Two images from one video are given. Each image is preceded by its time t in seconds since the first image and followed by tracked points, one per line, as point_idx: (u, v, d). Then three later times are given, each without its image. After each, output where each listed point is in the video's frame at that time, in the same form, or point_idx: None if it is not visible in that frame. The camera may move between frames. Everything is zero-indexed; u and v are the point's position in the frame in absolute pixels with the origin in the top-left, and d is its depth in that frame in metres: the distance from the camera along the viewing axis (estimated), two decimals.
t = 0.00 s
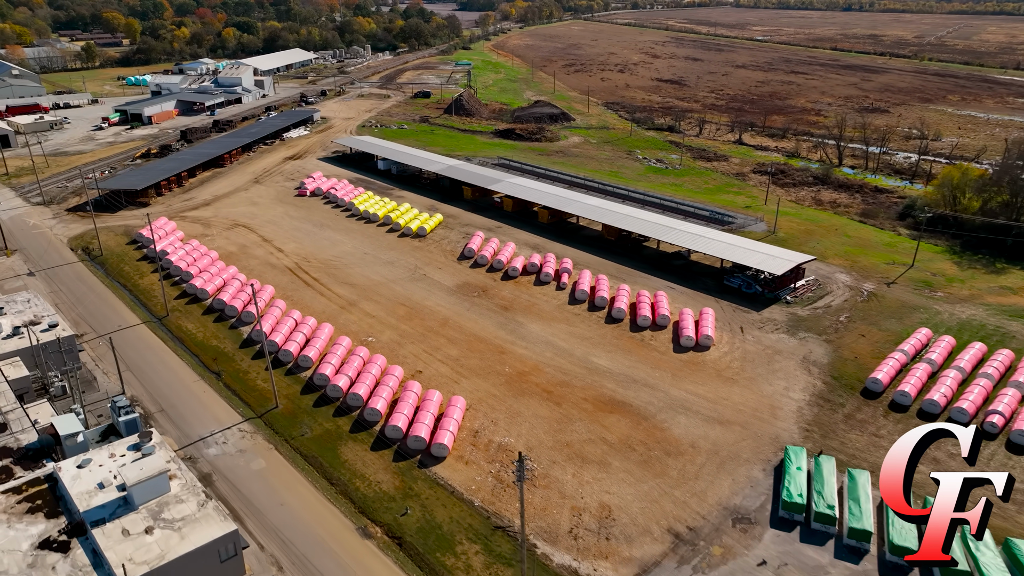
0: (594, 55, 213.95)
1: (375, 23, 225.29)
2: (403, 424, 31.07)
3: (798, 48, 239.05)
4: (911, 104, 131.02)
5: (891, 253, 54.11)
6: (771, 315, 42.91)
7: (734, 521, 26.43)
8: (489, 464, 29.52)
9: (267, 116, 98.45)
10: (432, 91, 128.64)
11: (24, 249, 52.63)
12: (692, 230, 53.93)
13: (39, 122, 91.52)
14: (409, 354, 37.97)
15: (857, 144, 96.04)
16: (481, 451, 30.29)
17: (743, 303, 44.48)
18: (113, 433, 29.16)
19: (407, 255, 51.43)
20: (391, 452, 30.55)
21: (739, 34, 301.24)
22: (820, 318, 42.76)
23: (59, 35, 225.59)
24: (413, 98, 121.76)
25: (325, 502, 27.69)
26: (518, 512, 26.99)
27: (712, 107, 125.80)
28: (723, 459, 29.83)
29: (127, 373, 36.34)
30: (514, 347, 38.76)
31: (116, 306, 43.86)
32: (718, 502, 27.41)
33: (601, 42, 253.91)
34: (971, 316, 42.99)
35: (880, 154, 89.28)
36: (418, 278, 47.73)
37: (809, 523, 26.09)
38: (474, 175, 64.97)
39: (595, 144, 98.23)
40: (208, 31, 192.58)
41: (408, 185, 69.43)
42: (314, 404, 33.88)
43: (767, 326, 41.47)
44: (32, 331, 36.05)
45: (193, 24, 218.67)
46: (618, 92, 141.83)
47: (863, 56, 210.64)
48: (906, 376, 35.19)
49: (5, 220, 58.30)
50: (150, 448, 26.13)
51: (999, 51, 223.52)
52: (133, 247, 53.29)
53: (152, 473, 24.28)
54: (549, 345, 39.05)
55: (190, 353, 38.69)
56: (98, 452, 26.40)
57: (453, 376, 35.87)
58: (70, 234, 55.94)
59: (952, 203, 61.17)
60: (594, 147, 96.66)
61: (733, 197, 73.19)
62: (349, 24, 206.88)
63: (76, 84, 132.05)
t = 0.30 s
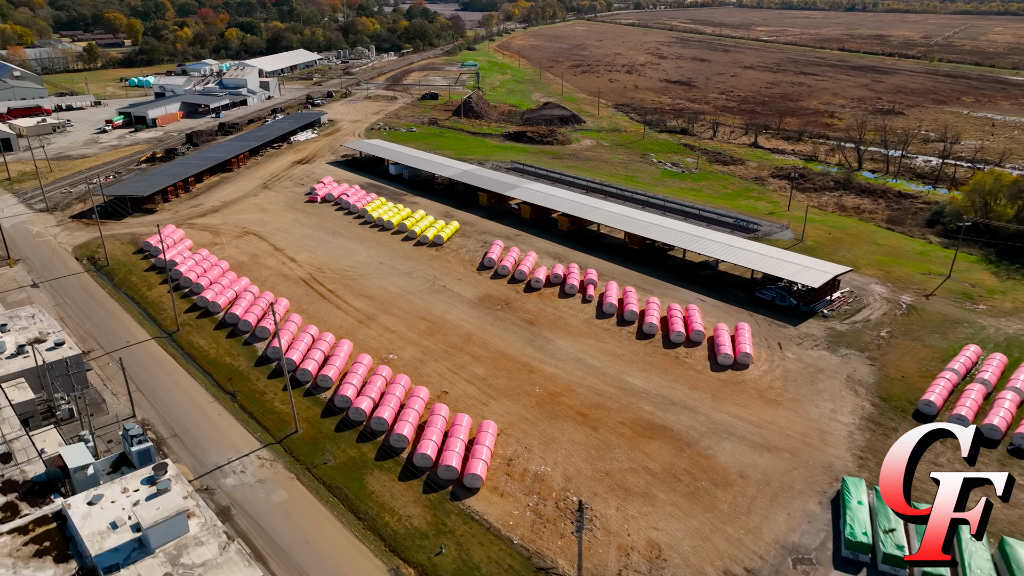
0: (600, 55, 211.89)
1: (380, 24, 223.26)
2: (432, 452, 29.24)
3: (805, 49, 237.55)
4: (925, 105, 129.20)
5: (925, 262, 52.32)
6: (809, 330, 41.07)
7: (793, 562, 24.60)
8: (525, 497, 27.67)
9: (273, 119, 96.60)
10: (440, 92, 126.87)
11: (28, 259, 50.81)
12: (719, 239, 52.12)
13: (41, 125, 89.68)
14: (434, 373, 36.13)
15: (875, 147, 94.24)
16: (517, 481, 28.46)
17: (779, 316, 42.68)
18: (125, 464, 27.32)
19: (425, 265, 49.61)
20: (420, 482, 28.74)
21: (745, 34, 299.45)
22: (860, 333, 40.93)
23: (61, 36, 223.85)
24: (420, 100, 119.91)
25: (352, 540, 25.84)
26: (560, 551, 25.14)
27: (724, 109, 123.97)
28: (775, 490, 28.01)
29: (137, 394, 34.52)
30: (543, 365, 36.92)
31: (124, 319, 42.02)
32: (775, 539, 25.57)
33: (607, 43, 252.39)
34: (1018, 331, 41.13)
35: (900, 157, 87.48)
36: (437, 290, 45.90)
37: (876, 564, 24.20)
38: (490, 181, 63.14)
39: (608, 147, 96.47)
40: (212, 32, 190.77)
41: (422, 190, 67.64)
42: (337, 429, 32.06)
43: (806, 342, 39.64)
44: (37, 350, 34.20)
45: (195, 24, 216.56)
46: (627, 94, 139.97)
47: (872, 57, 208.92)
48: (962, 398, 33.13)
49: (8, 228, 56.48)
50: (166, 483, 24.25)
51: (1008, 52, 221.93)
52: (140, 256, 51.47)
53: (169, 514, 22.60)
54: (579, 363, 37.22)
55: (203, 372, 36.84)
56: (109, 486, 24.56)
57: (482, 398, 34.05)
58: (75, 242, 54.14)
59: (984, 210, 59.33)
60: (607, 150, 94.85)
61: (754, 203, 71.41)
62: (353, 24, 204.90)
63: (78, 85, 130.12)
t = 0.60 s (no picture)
0: (606, 56, 209.72)
1: (384, 24, 221.29)
2: (466, 484, 27.36)
3: (813, 50, 235.64)
4: (940, 107, 127.33)
5: (962, 273, 50.49)
6: (851, 347, 39.23)
7: None
8: (568, 534, 25.83)
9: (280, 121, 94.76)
10: (448, 94, 125.05)
11: (32, 269, 48.95)
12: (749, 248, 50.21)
13: (43, 128, 87.80)
14: (462, 395, 34.28)
15: (895, 151, 92.41)
16: (557, 516, 26.63)
17: (816, 331, 40.83)
18: (139, 499, 25.48)
19: (444, 277, 47.78)
20: (453, 516, 26.89)
21: (751, 35, 297.59)
22: (905, 350, 39.07)
23: (62, 36, 221.91)
24: (428, 102, 118.03)
25: None
26: None
27: (736, 112, 122.11)
28: (835, 526, 26.19)
29: (148, 417, 32.64)
30: (576, 386, 35.08)
31: (133, 335, 40.18)
32: None
33: (612, 44, 250.49)
34: None
35: (921, 162, 85.65)
36: (458, 303, 44.04)
37: None
38: (507, 187, 61.30)
39: (622, 151, 94.66)
40: (214, 32, 188.84)
41: (436, 196, 65.80)
42: (361, 457, 30.21)
43: (849, 359, 37.79)
44: (43, 371, 32.32)
45: (198, 24, 214.51)
46: (637, 95, 138.11)
47: (881, 58, 207.03)
48: None
49: (11, 237, 54.63)
50: (184, 524, 22.45)
51: (1018, 53, 219.97)
52: (148, 266, 49.67)
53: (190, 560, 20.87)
54: (613, 383, 35.34)
55: (217, 393, 34.99)
56: (123, 526, 22.76)
57: (514, 422, 32.19)
58: (80, 252, 52.30)
59: (1018, 218, 57.47)
60: (621, 154, 93.02)
61: (776, 209, 69.56)
62: (357, 24, 202.92)
63: (80, 87, 128.27)
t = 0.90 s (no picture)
0: (612, 57, 207.83)
1: (388, 25, 219.42)
2: (505, 520, 25.53)
3: (820, 50, 233.74)
4: (955, 109, 125.38)
5: (1001, 285, 48.60)
6: (897, 365, 37.36)
7: None
8: None
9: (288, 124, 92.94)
10: (456, 96, 123.17)
11: (37, 280, 47.15)
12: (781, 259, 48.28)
13: (47, 132, 86.05)
14: (493, 419, 32.40)
15: (915, 154, 90.50)
16: (605, 556, 24.83)
17: (858, 348, 38.99)
18: (156, 539, 23.71)
19: (465, 289, 45.94)
20: (492, 556, 25.10)
21: (757, 36, 295.88)
22: (954, 368, 37.21)
23: (64, 37, 219.97)
24: (437, 104, 116.17)
25: None
26: None
27: (749, 114, 120.22)
28: (903, 568, 24.39)
29: (162, 442, 30.79)
30: (612, 408, 33.26)
31: (143, 352, 38.31)
32: None
33: (617, 45, 248.55)
34: None
35: (943, 166, 83.79)
36: (482, 318, 42.20)
37: None
38: (525, 194, 59.42)
39: (636, 154, 92.82)
40: (217, 33, 186.98)
41: (451, 203, 63.97)
42: (390, 488, 28.36)
43: (897, 379, 35.94)
44: (51, 395, 30.49)
45: (201, 25, 212.56)
46: (647, 97, 136.26)
47: (890, 59, 205.08)
48: None
49: (14, 245, 52.83)
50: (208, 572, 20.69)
51: None
52: (157, 277, 47.92)
53: None
54: (651, 406, 33.51)
55: (234, 416, 33.11)
56: (141, 574, 21.00)
57: (550, 450, 30.35)
58: (86, 261, 50.50)
59: None
60: (635, 158, 91.19)
61: (799, 215, 67.65)
62: (361, 25, 200.92)
63: (83, 88, 126.37)
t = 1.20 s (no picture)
0: (618, 57, 206.04)
1: (393, 25, 217.64)
2: (551, 562, 23.70)
3: (828, 51, 231.85)
4: (971, 111, 123.43)
5: None
6: (949, 385, 35.55)
7: None
8: None
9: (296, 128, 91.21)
10: (465, 98, 121.46)
11: (42, 293, 45.40)
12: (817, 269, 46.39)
13: (50, 135, 84.34)
14: (529, 446, 30.63)
15: (936, 157, 88.64)
16: None
17: (905, 366, 37.18)
18: None
19: (489, 302, 44.18)
20: None
21: (763, 36, 294.17)
22: (1008, 388, 35.38)
23: (66, 38, 218.39)
24: (445, 106, 114.40)
25: None
26: None
27: (762, 116, 118.40)
28: None
29: (179, 471, 28.97)
30: (654, 433, 31.49)
31: (156, 370, 36.48)
32: None
33: (623, 46, 246.89)
34: None
35: (966, 170, 81.93)
36: (508, 333, 40.41)
37: None
38: (545, 201, 57.63)
39: (651, 158, 91.08)
40: (221, 33, 185.34)
41: (467, 210, 62.18)
42: (424, 522, 26.57)
43: (951, 400, 34.13)
44: (62, 421, 28.70)
45: (204, 25, 210.88)
46: (657, 99, 134.52)
47: (899, 59, 203.32)
48: None
49: (18, 255, 51.06)
50: None
51: None
52: (167, 289, 46.18)
53: None
54: (694, 430, 31.72)
55: (253, 441, 31.27)
56: None
57: (592, 480, 28.55)
58: (93, 272, 48.73)
59: None
60: (651, 161, 89.41)
61: (824, 222, 65.83)
62: (366, 26, 199.20)
63: (87, 90, 124.72)
